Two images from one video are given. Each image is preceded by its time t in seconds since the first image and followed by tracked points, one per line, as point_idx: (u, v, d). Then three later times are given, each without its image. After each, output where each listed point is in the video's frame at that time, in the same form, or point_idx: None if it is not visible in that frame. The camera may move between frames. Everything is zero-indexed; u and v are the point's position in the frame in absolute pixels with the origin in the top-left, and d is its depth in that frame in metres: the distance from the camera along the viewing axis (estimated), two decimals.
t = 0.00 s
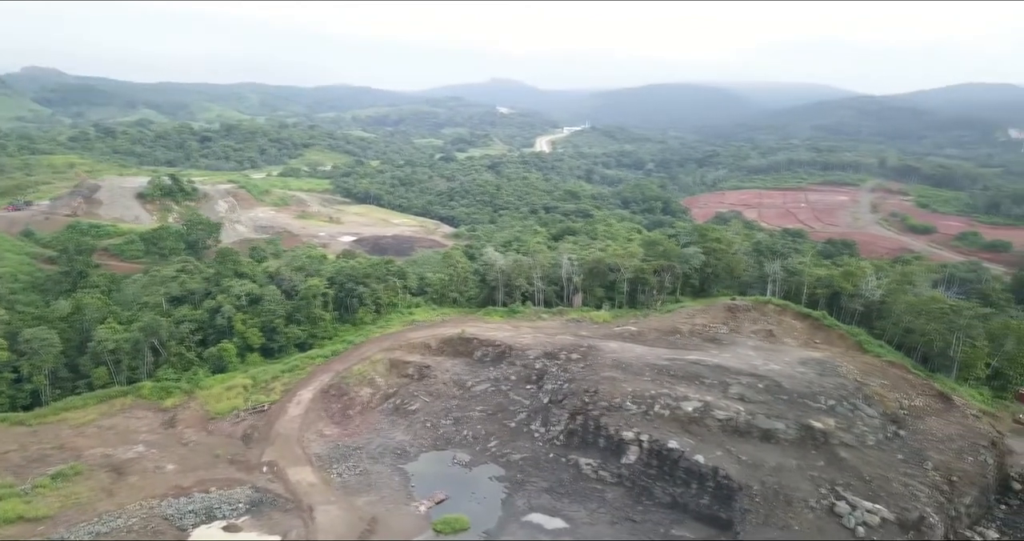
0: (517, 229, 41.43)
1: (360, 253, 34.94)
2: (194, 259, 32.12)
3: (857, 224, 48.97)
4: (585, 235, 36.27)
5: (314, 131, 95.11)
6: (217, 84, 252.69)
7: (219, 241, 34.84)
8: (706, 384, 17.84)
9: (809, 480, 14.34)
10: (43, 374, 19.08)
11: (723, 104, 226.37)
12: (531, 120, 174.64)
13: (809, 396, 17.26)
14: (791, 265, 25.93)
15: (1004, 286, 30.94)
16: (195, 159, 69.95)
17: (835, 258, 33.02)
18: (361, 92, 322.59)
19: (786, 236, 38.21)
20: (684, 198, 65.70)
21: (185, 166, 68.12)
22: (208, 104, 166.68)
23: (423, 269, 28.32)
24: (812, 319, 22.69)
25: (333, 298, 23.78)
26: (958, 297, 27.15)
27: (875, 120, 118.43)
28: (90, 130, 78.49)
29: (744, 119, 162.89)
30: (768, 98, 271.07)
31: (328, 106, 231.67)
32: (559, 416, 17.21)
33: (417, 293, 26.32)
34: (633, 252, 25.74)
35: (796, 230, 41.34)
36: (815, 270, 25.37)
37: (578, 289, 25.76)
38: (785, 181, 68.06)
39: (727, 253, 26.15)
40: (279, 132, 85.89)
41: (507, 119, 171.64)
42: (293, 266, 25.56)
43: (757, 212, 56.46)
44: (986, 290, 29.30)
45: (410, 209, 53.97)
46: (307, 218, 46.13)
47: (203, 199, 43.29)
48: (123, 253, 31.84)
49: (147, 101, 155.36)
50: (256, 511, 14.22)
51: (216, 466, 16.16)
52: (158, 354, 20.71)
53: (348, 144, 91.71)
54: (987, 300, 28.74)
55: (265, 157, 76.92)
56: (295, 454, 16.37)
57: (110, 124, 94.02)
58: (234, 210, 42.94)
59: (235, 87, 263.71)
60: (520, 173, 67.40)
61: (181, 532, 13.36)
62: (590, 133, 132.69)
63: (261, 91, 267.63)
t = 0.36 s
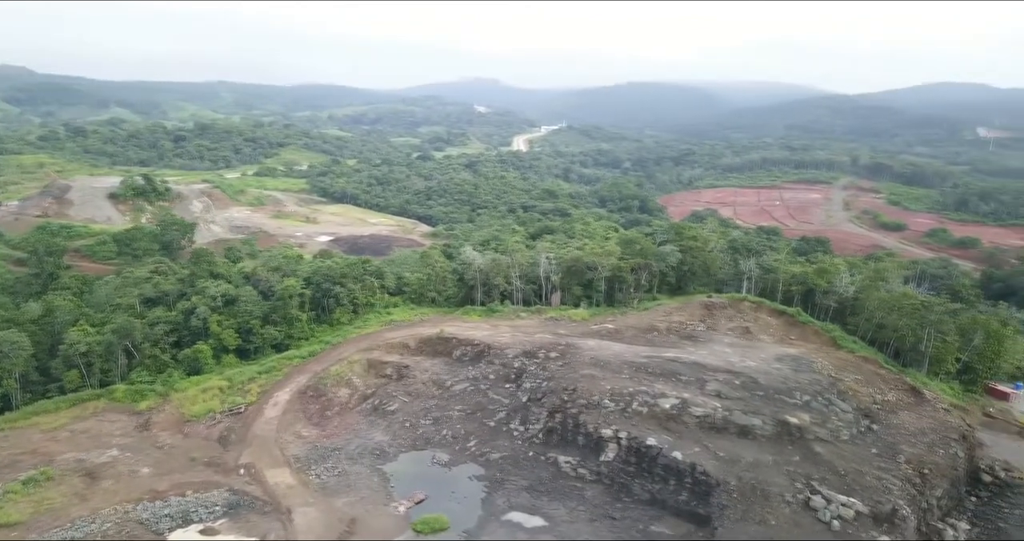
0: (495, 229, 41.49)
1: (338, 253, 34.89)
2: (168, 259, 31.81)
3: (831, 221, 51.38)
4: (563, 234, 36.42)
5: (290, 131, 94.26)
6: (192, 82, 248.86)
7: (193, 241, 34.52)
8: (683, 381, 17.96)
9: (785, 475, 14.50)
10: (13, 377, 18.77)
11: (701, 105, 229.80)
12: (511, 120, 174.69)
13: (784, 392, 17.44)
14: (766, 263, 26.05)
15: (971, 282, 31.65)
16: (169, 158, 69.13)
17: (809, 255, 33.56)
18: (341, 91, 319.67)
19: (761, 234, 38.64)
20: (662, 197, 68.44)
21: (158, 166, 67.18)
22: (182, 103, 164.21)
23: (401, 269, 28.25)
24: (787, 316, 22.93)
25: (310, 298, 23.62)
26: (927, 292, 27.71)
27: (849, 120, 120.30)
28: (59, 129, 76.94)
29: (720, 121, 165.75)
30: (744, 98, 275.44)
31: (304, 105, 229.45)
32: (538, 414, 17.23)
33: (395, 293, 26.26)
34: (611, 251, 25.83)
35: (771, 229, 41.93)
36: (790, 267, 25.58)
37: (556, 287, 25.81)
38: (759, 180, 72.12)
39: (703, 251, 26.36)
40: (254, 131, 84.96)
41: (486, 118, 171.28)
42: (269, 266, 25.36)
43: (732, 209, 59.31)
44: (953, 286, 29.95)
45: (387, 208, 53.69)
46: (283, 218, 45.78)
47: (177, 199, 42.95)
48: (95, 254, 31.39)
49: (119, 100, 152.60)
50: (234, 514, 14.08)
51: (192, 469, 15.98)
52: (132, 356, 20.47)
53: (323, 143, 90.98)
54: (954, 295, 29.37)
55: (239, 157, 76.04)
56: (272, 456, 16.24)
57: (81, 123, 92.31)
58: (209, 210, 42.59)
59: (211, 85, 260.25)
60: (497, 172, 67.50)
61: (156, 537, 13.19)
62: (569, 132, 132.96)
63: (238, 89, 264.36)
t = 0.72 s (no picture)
0: (475, 228, 41.53)
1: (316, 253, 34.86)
2: (144, 260, 31.52)
3: (808, 219, 53.38)
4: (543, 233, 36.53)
5: (267, 130, 93.43)
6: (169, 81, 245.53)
7: (169, 242, 34.24)
8: (663, 378, 18.05)
9: (764, 471, 14.62)
10: None
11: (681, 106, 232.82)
12: (492, 119, 174.64)
13: (763, 388, 17.58)
14: (744, 261, 26.59)
15: (943, 279, 32.23)
16: (144, 157, 68.27)
17: (786, 253, 34.05)
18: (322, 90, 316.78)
19: (738, 233, 38.99)
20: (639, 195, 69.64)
21: (133, 165, 66.33)
22: (157, 101, 161.74)
23: (380, 268, 28.21)
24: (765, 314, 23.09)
25: (289, 299, 23.46)
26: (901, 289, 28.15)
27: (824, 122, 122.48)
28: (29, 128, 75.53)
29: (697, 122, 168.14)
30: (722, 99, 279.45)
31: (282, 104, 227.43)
32: (519, 413, 17.24)
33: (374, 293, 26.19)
34: (591, 249, 26.03)
35: (748, 228, 42.48)
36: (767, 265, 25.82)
37: (536, 286, 25.88)
38: (735, 178, 74.63)
39: (681, 249, 26.78)
40: (231, 130, 84.09)
41: (466, 117, 170.67)
42: (246, 266, 25.15)
43: (710, 207, 60.56)
44: (925, 283, 30.43)
45: (366, 207, 53.47)
46: (260, 218, 45.44)
47: (152, 199, 42.50)
48: (69, 255, 30.94)
49: (91, 98, 149.87)
50: (212, 517, 13.92)
51: (169, 472, 15.81)
52: (108, 359, 20.27)
53: (301, 143, 90.35)
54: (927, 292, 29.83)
55: (216, 156, 75.25)
56: (251, 457, 16.10)
57: (52, 122, 90.65)
58: (185, 210, 42.16)
59: (188, 83, 257.06)
60: (476, 171, 67.58)
61: None
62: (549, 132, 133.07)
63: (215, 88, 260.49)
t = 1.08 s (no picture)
0: (454, 227, 41.53)
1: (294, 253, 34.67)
2: (119, 261, 31.26)
3: (783, 217, 54.11)
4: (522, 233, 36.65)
5: (243, 129, 92.37)
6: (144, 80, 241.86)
7: (144, 243, 33.93)
8: (642, 376, 18.15)
9: (742, 467, 14.74)
10: None
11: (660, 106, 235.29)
12: (472, 119, 174.45)
13: (740, 385, 17.73)
14: (722, 258, 26.72)
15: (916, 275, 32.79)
16: (117, 157, 67.26)
17: (762, 251, 34.51)
18: (303, 89, 313.94)
19: (715, 231, 39.35)
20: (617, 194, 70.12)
21: (106, 166, 65.31)
22: (131, 100, 159.03)
23: (359, 268, 28.10)
24: (742, 311, 23.27)
25: (266, 300, 23.26)
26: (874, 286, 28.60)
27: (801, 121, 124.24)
28: None
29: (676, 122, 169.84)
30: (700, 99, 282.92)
31: (259, 103, 224.70)
32: (499, 412, 17.23)
33: (353, 293, 26.08)
34: (570, 248, 26.22)
35: (725, 226, 43.02)
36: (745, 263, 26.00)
37: (516, 285, 25.99)
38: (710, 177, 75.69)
39: (659, 248, 26.88)
40: (206, 129, 83.01)
41: (446, 117, 170.19)
42: (223, 267, 24.91)
43: (688, 206, 60.49)
44: (898, 280, 31.06)
45: (345, 207, 53.18)
46: (237, 218, 45.02)
47: (126, 199, 41.94)
48: (40, 257, 30.43)
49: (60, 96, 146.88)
50: (189, 520, 13.74)
51: (146, 476, 15.62)
52: (82, 362, 20.01)
53: (278, 142, 89.52)
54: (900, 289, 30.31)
55: (191, 156, 74.29)
56: (229, 459, 15.95)
57: (21, 122, 88.71)
58: (160, 210, 41.69)
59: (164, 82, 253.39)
60: (455, 170, 67.53)
61: None
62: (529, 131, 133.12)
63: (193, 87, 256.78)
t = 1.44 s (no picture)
0: (435, 226, 41.51)
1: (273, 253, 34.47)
2: (95, 262, 30.99)
3: (762, 215, 54.67)
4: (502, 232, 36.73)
5: (221, 128, 91.37)
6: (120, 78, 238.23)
7: (121, 243, 33.66)
8: (623, 374, 18.22)
9: (722, 463, 14.84)
10: None
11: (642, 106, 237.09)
12: (454, 119, 174.39)
13: (720, 382, 17.85)
14: (700, 257, 27.32)
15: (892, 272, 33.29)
16: (92, 157, 66.31)
17: (741, 249, 34.86)
18: (285, 88, 311.30)
19: (695, 230, 39.63)
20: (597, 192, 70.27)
21: (80, 165, 64.36)
22: (106, 99, 156.55)
23: (339, 268, 28.00)
24: (722, 309, 23.44)
25: (246, 300, 23.10)
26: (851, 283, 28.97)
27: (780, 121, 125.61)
28: None
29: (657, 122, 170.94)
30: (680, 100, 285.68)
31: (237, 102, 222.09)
32: (481, 412, 17.22)
33: (333, 293, 25.95)
34: (551, 247, 26.22)
35: (704, 224, 43.37)
36: (723, 260, 26.48)
37: (497, 284, 25.99)
38: (690, 175, 76.31)
39: (639, 246, 27.34)
40: (183, 128, 81.99)
41: (428, 116, 169.70)
42: (201, 267, 24.71)
43: (667, 205, 60.70)
44: (875, 278, 31.54)
45: (324, 206, 52.83)
46: (215, 218, 44.65)
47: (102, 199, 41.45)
48: (13, 258, 29.97)
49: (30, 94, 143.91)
50: (169, 523, 13.59)
51: (124, 479, 15.45)
52: (58, 364, 19.81)
53: (256, 141, 88.65)
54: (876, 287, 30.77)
55: (168, 155, 73.34)
56: (210, 462, 15.81)
57: None
58: (136, 210, 41.28)
59: (141, 80, 249.60)
60: (436, 169, 67.47)
61: None
62: (511, 130, 133.10)
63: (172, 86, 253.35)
